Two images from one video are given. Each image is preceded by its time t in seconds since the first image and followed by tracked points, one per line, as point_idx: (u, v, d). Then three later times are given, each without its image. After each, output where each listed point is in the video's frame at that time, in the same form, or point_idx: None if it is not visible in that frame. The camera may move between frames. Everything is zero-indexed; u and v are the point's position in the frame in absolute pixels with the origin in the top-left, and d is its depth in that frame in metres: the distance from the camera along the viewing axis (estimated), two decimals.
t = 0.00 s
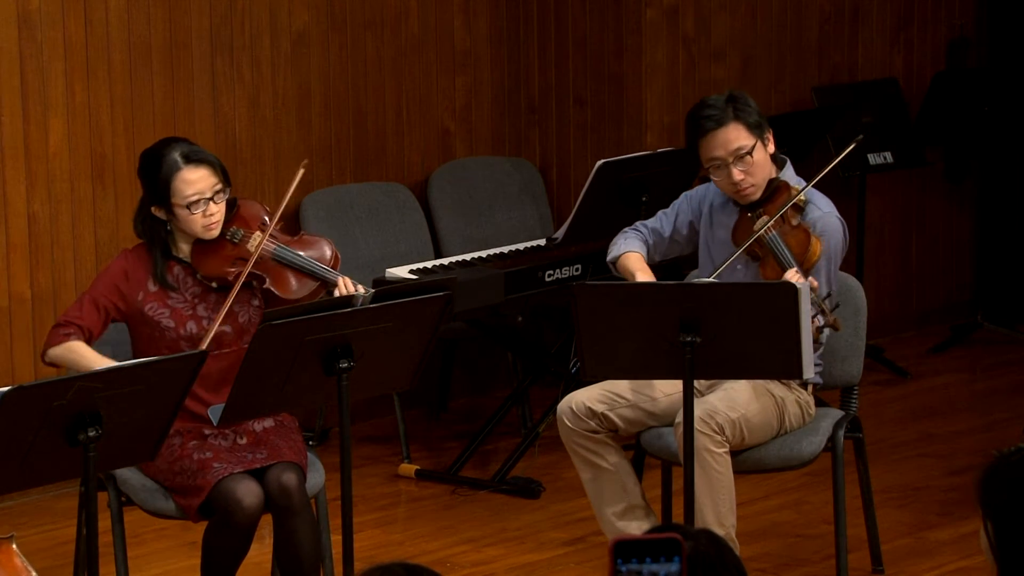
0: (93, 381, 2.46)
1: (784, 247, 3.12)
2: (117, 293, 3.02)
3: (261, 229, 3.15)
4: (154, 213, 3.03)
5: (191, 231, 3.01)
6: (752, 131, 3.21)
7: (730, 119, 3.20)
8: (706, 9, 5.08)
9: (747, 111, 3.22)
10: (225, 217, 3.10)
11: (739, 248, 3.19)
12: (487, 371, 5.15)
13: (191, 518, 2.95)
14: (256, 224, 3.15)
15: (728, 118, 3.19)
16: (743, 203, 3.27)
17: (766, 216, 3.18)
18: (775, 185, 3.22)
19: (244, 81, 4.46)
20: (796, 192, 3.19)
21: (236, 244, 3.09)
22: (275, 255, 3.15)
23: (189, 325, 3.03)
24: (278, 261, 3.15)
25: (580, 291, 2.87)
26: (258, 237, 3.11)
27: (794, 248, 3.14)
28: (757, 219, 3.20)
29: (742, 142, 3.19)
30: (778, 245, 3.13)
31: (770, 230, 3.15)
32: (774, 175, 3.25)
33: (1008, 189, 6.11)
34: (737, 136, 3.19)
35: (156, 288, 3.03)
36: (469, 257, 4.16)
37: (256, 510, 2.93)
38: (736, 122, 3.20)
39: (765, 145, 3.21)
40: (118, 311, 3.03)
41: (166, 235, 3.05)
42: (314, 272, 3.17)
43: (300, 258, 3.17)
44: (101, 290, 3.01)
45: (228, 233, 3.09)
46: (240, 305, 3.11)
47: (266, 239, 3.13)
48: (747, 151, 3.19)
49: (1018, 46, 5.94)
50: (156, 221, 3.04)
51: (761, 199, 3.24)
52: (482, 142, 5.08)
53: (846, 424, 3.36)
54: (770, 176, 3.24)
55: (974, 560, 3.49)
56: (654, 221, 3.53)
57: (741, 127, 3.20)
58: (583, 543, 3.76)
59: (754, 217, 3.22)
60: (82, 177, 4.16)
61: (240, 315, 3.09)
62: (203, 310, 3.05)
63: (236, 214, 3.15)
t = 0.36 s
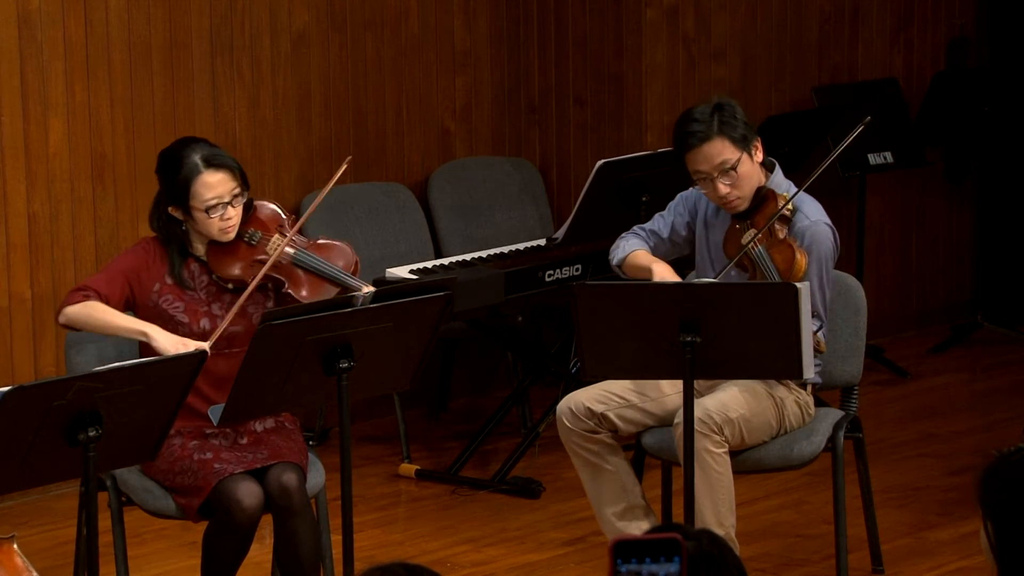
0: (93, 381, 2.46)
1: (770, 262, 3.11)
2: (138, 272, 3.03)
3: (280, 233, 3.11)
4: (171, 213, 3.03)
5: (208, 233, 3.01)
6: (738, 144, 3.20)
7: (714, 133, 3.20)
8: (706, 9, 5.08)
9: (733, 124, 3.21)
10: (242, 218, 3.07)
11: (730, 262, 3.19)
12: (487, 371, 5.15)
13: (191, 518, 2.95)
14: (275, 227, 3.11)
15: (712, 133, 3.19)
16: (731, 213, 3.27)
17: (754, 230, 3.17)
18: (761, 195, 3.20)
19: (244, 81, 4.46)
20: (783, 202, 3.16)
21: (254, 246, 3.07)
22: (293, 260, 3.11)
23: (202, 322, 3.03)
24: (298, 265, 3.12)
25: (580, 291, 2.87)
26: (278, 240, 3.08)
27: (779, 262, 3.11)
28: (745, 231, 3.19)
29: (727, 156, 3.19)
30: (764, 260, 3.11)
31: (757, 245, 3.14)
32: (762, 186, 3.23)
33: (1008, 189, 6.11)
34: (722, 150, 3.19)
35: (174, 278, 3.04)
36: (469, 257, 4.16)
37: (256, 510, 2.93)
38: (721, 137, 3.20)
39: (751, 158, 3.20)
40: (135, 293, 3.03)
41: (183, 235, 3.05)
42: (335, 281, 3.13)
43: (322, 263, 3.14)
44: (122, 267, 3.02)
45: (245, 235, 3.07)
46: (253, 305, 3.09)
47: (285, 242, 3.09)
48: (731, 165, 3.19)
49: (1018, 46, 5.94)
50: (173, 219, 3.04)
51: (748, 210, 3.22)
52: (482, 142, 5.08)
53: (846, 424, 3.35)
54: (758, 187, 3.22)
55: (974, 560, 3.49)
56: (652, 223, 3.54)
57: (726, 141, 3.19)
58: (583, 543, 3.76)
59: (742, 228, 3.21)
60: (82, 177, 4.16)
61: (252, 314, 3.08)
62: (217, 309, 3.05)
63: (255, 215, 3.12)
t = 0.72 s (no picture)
0: (93, 381, 2.46)
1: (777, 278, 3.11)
2: (150, 276, 3.03)
3: (291, 249, 3.09)
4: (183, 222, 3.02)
5: (220, 246, 2.99)
6: (737, 155, 3.21)
7: (714, 145, 3.20)
8: (707, 8, 5.08)
9: (731, 134, 3.22)
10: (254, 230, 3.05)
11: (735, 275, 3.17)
12: (488, 371, 5.15)
13: (191, 518, 2.95)
14: (286, 241, 3.09)
15: (711, 145, 3.19)
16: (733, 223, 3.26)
17: (758, 243, 3.16)
18: (764, 206, 3.20)
19: (244, 81, 4.46)
20: (787, 213, 3.16)
21: (264, 260, 3.05)
22: (306, 280, 3.09)
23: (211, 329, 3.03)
24: (310, 286, 3.09)
25: (580, 291, 2.87)
26: (291, 257, 3.06)
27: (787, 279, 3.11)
28: (750, 243, 3.17)
29: (726, 166, 3.19)
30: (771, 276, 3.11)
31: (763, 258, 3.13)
32: (763, 195, 3.23)
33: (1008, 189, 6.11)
34: (721, 161, 3.19)
35: (183, 284, 3.04)
36: (469, 257, 4.16)
37: (257, 510, 2.93)
38: (720, 148, 3.20)
39: (750, 167, 3.20)
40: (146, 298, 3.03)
41: (194, 243, 3.04)
42: (341, 295, 3.05)
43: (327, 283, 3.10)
44: (135, 271, 3.02)
45: (256, 248, 3.05)
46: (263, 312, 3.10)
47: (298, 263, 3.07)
48: (731, 176, 3.19)
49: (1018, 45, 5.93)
50: (185, 229, 3.03)
51: (751, 220, 3.21)
52: (482, 142, 5.08)
53: (846, 424, 3.35)
54: (758, 197, 3.22)
55: (974, 560, 3.49)
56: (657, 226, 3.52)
57: (725, 152, 3.20)
58: (583, 543, 3.76)
59: (746, 240, 3.19)
60: (83, 176, 4.16)
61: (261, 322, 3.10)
62: (225, 317, 3.05)
63: (265, 225, 3.09)
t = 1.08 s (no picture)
0: (93, 381, 2.46)
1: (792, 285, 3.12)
2: (138, 285, 3.02)
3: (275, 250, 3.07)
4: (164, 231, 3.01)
5: (202, 253, 2.99)
6: (743, 159, 3.20)
7: (721, 151, 3.19)
8: (707, 8, 5.07)
9: (736, 139, 3.21)
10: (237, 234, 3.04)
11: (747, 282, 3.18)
12: (488, 371, 5.15)
13: (191, 518, 2.96)
14: (270, 246, 3.07)
15: (719, 151, 3.18)
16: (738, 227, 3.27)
17: (768, 250, 3.17)
18: (770, 210, 3.21)
19: (245, 81, 4.46)
20: (793, 218, 3.17)
21: (248, 264, 3.04)
22: (291, 284, 3.06)
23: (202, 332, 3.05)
24: (293, 290, 3.06)
25: (580, 291, 2.87)
26: (275, 261, 3.05)
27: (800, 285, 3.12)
28: (758, 249, 3.19)
29: (734, 172, 3.19)
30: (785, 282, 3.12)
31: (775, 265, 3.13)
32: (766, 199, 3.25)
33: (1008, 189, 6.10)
34: (729, 167, 3.18)
35: (171, 289, 3.04)
36: (469, 257, 4.16)
37: (257, 510, 2.94)
38: (727, 154, 3.19)
39: (756, 172, 3.20)
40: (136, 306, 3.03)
41: (178, 249, 3.04)
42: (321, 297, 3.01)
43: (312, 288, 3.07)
44: (123, 281, 3.01)
45: (240, 252, 3.04)
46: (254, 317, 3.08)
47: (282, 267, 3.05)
48: (739, 182, 3.19)
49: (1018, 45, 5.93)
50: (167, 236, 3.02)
51: (756, 224, 3.23)
52: (482, 142, 5.08)
53: (846, 424, 3.35)
54: (763, 201, 3.24)
55: (974, 560, 3.49)
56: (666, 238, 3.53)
57: (732, 158, 3.19)
58: (583, 543, 3.76)
59: (755, 245, 3.21)
60: (83, 176, 4.16)
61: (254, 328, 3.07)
62: (214, 320, 3.06)
63: (248, 229, 3.08)
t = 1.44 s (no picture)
0: (94, 381, 2.46)
1: (793, 274, 3.13)
2: (124, 287, 3.03)
3: (264, 239, 3.11)
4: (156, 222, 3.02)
5: (191, 241, 2.99)
6: (755, 148, 3.20)
7: (734, 137, 3.19)
8: (708, 9, 5.07)
9: (749, 127, 3.21)
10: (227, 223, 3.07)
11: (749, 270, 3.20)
12: (489, 371, 5.15)
13: (191, 518, 2.96)
14: (258, 232, 3.11)
15: (731, 137, 3.18)
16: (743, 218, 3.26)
17: (772, 239, 3.19)
18: (778, 200, 3.22)
19: (246, 81, 4.46)
20: (800, 209, 3.19)
21: (238, 252, 3.06)
22: (276, 266, 3.09)
23: (193, 328, 3.04)
24: (279, 272, 3.09)
25: (581, 290, 2.87)
26: (263, 246, 3.07)
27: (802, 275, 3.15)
28: (763, 238, 3.21)
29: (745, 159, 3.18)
30: (786, 271, 3.13)
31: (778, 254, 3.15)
32: (775, 189, 3.24)
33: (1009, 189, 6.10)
34: (740, 154, 3.18)
35: (161, 287, 3.03)
36: (470, 257, 4.16)
37: (257, 510, 2.94)
38: (739, 141, 3.19)
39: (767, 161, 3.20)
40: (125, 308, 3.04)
41: (169, 242, 3.04)
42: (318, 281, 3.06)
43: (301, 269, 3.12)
44: (108, 287, 3.01)
45: (231, 240, 3.06)
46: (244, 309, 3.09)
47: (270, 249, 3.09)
48: (749, 169, 3.18)
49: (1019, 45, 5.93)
50: (157, 229, 3.03)
51: (763, 215, 3.23)
52: (483, 142, 5.08)
53: (848, 424, 3.36)
54: (772, 191, 3.23)
55: (976, 560, 3.49)
56: (660, 232, 3.53)
57: (744, 145, 3.18)
58: (584, 543, 3.76)
59: (759, 234, 3.22)
60: (84, 176, 4.16)
61: (243, 319, 3.08)
62: (206, 314, 3.05)
63: (238, 219, 3.11)
